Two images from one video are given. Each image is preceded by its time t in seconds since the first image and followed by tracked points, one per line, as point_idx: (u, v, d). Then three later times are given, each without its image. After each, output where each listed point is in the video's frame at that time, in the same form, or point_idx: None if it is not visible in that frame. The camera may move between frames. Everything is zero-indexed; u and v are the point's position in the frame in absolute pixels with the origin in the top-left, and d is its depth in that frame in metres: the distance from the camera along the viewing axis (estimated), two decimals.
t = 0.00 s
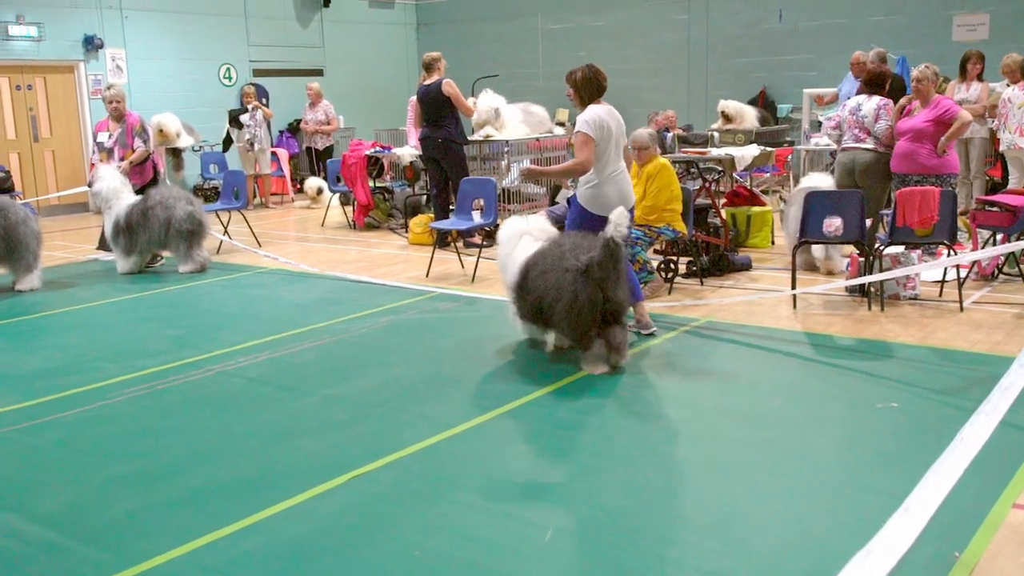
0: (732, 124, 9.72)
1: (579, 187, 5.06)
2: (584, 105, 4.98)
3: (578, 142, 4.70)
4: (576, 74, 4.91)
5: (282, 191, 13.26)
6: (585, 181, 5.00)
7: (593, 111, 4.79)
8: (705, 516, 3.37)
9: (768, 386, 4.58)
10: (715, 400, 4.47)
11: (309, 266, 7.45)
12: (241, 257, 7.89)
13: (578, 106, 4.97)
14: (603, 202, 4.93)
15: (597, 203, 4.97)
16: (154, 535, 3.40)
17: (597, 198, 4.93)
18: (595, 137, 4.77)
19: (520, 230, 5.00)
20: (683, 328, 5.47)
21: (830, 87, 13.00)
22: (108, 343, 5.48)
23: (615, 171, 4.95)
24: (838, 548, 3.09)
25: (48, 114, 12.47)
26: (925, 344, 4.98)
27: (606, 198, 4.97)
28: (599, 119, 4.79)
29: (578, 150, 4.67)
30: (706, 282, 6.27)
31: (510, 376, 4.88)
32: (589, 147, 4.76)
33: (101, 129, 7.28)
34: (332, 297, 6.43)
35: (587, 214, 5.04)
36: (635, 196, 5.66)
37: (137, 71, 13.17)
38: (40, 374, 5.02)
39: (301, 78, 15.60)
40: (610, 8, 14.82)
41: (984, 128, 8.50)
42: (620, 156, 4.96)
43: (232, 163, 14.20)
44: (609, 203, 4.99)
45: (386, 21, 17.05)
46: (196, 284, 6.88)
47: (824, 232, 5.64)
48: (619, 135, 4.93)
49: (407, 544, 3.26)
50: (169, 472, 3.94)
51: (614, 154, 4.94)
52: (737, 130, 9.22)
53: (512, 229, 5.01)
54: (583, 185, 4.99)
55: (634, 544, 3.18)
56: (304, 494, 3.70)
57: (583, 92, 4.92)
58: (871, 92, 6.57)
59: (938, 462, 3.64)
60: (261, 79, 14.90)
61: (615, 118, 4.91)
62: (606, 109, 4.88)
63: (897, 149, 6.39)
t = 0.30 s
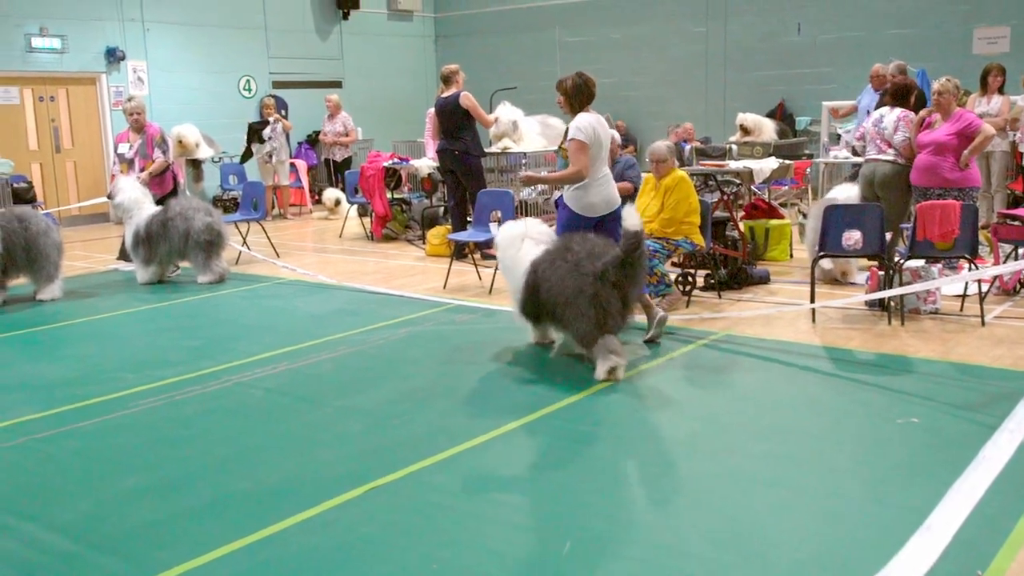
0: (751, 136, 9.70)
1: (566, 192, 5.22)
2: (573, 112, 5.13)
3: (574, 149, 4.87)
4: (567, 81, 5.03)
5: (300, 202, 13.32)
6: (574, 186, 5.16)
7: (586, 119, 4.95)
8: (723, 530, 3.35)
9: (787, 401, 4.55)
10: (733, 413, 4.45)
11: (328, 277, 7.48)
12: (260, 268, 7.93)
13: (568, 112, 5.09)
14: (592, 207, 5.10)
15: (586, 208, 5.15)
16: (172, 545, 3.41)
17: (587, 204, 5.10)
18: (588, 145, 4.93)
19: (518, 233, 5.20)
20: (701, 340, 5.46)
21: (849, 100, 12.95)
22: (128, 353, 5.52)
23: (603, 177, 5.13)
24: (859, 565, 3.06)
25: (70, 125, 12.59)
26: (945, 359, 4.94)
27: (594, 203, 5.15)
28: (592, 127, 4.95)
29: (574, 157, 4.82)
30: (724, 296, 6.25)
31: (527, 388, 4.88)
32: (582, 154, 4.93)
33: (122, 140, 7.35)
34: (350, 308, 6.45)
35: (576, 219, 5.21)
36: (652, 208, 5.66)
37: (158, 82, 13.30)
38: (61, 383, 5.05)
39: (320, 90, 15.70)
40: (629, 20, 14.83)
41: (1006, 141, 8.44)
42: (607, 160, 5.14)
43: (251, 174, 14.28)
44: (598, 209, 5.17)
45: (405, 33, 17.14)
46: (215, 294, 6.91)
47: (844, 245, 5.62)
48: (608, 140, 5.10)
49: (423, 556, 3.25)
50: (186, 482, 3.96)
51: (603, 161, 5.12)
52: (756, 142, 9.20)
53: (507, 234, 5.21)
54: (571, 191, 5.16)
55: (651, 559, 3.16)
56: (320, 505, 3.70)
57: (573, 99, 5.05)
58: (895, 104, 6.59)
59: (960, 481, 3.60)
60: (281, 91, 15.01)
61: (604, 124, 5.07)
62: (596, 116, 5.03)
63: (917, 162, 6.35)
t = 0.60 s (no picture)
0: (772, 152, 9.69)
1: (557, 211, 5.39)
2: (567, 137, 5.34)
3: (569, 168, 5.01)
4: (562, 105, 5.26)
5: (320, 216, 13.38)
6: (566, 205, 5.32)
7: (580, 141, 5.15)
8: (745, 549, 3.32)
9: (809, 418, 4.52)
10: (755, 431, 4.41)
11: (348, 291, 7.50)
12: (280, 281, 7.97)
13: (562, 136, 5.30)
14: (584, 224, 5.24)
15: (578, 227, 5.29)
16: (192, 558, 3.41)
17: (579, 221, 5.24)
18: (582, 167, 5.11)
19: (518, 245, 5.39)
20: (722, 356, 5.43)
21: (870, 116, 12.92)
22: (149, 365, 5.55)
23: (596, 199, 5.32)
24: None
25: (94, 139, 12.73)
26: (970, 378, 4.89)
27: (587, 223, 5.29)
28: (585, 149, 5.15)
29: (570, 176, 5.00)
30: (745, 311, 6.23)
31: (547, 404, 4.86)
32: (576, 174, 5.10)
33: (145, 154, 7.42)
34: (370, 322, 6.46)
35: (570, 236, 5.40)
36: (672, 223, 5.67)
37: (181, 96, 13.44)
38: (84, 395, 5.09)
39: (341, 105, 15.82)
40: (649, 36, 14.88)
41: None
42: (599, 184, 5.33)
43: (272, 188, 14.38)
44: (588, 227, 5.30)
45: (426, 49, 17.28)
46: (236, 307, 6.95)
47: (866, 262, 5.58)
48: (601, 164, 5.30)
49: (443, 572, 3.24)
50: (207, 496, 3.96)
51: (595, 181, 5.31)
52: (776, 158, 9.18)
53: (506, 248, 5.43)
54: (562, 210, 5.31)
55: None
56: (340, 520, 3.69)
57: (567, 123, 5.27)
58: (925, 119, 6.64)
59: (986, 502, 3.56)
60: (302, 106, 15.13)
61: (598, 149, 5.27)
62: (590, 140, 5.24)
63: (941, 177, 6.31)
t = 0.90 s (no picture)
0: (796, 162, 9.64)
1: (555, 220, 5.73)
2: (562, 146, 5.67)
3: (567, 175, 5.38)
4: (556, 117, 5.61)
5: (344, 225, 13.45)
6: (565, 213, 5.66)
7: (574, 150, 5.51)
8: (770, 562, 3.28)
9: (835, 431, 4.48)
10: (780, 443, 4.38)
11: (371, 299, 7.53)
12: (303, 289, 8.01)
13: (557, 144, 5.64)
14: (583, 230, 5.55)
15: (578, 234, 5.59)
16: (216, 565, 3.42)
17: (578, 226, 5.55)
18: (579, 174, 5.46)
19: (519, 252, 5.51)
20: (746, 366, 5.40)
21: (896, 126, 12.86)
22: (174, 372, 5.59)
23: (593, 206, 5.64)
24: None
25: (122, 147, 12.87)
26: (998, 391, 4.83)
27: (586, 228, 5.61)
28: (581, 157, 5.52)
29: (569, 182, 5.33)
30: (769, 322, 6.20)
31: (571, 413, 4.85)
32: (574, 182, 5.44)
33: (171, 162, 7.50)
34: (393, 330, 6.47)
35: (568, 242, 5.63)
36: (697, 233, 5.67)
37: (208, 106, 13.56)
38: (110, 401, 5.12)
39: (365, 114, 15.94)
40: (672, 45, 14.88)
41: None
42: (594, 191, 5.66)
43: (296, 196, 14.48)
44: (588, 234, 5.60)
45: (450, 59, 17.40)
46: (259, 314, 6.98)
47: (892, 272, 5.53)
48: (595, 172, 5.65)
49: None
50: (231, 502, 3.98)
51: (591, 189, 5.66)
52: (801, 168, 9.14)
53: (507, 255, 5.56)
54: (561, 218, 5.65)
55: None
56: (362, 528, 3.69)
57: (563, 133, 5.61)
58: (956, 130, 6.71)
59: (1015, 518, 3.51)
60: (326, 115, 15.25)
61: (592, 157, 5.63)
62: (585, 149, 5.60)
63: (969, 189, 6.25)
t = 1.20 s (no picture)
0: (832, 164, 9.57)
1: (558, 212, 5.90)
2: (563, 140, 5.79)
3: (568, 171, 5.52)
4: (557, 112, 5.71)
5: (377, 226, 13.53)
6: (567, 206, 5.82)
7: (573, 145, 5.64)
8: (806, 568, 3.25)
9: (871, 436, 4.44)
10: (815, 448, 4.34)
11: (403, 300, 7.56)
12: (336, 290, 8.06)
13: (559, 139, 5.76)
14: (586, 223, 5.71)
15: (581, 226, 5.77)
16: (251, 563, 3.44)
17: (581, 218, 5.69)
18: (579, 167, 5.58)
19: (528, 253, 5.67)
20: (781, 370, 5.35)
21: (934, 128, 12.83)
22: (210, 371, 5.64)
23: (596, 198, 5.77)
24: None
25: (158, 148, 13.04)
26: None
27: (588, 219, 5.75)
28: (581, 151, 5.64)
29: (570, 177, 5.47)
30: (805, 326, 6.15)
31: (604, 415, 4.83)
32: (575, 176, 5.58)
33: (207, 163, 7.58)
34: (425, 331, 6.50)
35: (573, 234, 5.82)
36: (731, 236, 5.64)
37: (243, 108, 13.73)
38: (147, 400, 5.18)
39: (400, 116, 16.08)
40: (708, 46, 14.86)
41: None
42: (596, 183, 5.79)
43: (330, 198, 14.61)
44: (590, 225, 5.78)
45: (484, 61, 17.52)
46: (293, 315, 7.02)
47: (931, 276, 5.48)
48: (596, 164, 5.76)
49: None
50: (266, 501, 4.00)
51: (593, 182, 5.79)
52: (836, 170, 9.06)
53: (515, 256, 5.72)
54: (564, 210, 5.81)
55: None
56: (396, 528, 3.71)
57: (564, 127, 5.72)
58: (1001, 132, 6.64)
59: None
60: (359, 117, 15.39)
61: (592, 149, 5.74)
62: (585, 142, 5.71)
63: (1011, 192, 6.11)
